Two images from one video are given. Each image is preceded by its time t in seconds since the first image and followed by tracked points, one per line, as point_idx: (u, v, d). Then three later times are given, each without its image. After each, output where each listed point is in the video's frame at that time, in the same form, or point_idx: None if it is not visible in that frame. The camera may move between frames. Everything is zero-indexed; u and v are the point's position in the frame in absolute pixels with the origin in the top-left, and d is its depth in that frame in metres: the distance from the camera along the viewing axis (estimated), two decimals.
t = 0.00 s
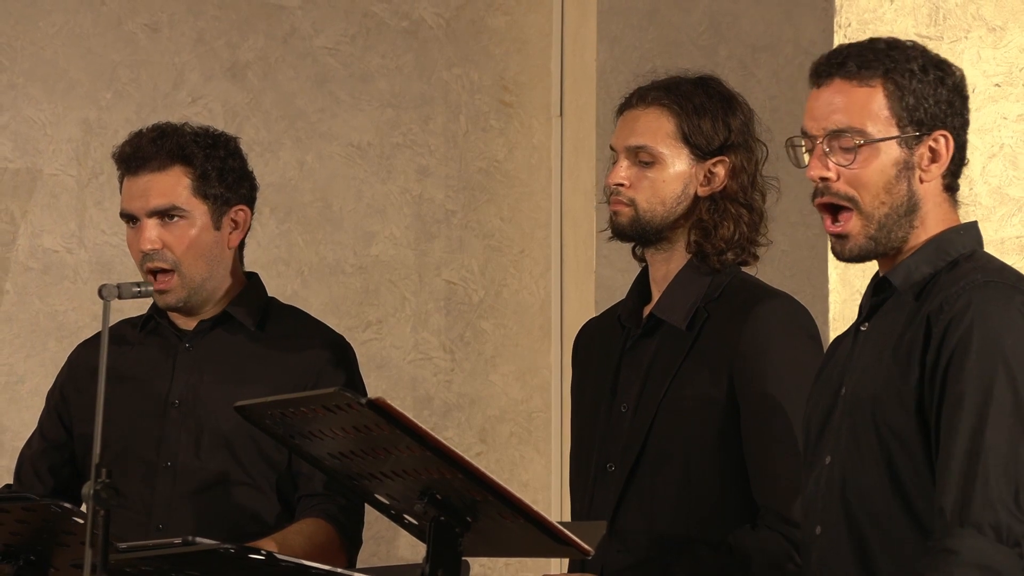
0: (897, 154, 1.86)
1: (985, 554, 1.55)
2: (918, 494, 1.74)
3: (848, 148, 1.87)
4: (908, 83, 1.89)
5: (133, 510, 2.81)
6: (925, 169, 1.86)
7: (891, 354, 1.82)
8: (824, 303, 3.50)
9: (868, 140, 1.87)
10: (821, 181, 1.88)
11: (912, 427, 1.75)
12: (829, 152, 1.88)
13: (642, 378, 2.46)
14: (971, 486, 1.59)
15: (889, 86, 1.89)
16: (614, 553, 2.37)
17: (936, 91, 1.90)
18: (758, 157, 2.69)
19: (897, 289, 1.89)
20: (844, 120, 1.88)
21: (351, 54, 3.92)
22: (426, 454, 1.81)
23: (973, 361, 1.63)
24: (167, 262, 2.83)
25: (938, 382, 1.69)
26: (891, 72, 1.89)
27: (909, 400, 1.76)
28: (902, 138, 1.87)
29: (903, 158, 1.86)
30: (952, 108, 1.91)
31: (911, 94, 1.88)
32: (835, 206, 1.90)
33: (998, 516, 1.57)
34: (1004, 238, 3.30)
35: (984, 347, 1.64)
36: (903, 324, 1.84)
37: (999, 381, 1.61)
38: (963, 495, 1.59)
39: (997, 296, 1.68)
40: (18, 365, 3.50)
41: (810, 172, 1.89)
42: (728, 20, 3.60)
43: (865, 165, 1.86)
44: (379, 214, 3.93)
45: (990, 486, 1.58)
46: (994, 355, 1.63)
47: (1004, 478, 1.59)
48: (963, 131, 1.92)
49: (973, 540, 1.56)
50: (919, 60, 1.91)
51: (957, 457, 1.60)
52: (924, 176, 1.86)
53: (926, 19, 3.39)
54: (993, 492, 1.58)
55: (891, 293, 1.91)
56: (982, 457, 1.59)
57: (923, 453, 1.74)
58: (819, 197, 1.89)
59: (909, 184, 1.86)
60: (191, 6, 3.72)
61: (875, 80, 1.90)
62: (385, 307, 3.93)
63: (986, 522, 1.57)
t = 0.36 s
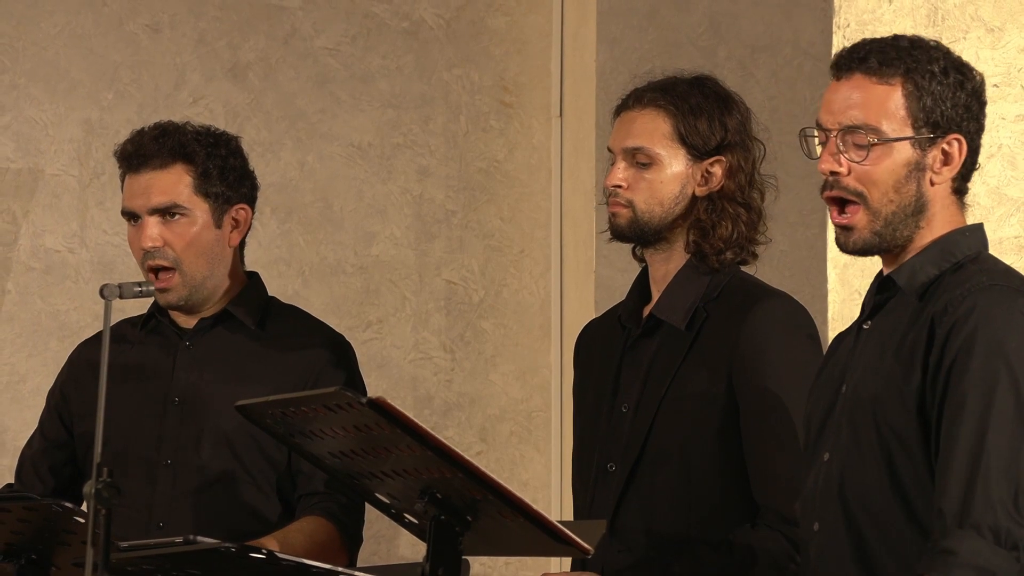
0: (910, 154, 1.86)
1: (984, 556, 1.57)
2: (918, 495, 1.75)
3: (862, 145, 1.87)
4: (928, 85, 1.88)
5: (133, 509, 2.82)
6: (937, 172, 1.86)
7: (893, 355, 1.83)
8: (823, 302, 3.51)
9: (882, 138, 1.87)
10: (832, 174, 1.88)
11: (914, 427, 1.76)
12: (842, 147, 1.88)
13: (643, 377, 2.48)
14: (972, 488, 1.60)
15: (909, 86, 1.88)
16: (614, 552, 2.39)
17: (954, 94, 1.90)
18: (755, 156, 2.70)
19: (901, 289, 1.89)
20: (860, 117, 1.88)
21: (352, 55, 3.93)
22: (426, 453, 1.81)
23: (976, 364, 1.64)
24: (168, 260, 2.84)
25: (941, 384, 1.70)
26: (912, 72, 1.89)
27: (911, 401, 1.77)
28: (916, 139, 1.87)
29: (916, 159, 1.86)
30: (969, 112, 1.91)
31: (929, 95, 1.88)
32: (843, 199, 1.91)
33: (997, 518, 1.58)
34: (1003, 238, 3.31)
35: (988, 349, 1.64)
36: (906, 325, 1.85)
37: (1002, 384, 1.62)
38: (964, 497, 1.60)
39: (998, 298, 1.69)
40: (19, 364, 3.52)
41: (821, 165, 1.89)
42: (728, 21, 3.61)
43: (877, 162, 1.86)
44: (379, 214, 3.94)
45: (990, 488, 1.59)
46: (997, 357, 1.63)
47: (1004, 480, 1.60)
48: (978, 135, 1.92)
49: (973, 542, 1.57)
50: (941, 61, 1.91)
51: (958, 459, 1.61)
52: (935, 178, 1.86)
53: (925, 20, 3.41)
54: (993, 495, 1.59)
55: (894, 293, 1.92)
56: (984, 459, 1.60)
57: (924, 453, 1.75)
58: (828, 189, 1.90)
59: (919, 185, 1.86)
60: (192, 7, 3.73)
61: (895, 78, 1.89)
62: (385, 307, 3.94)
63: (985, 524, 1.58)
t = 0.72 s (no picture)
0: (901, 155, 1.87)
1: (1001, 561, 1.56)
2: (913, 497, 1.76)
3: (852, 148, 1.88)
4: (916, 83, 1.90)
5: (135, 508, 2.83)
6: (930, 171, 1.87)
7: (886, 357, 1.83)
8: (822, 302, 3.52)
9: (873, 140, 1.88)
10: (825, 179, 1.90)
11: (907, 430, 1.77)
12: (833, 150, 1.89)
13: (646, 377, 2.49)
14: (981, 493, 1.60)
15: (897, 87, 1.90)
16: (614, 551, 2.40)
17: (944, 92, 1.91)
18: (756, 157, 2.71)
19: (894, 290, 1.90)
20: (850, 121, 1.90)
21: (352, 56, 3.94)
22: (427, 452, 1.82)
23: (972, 368, 1.65)
24: (171, 263, 2.85)
25: (935, 388, 1.71)
26: (899, 73, 1.91)
27: (903, 403, 1.77)
28: (907, 139, 1.88)
29: (907, 159, 1.87)
30: (959, 109, 1.92)
31: (919, 95, 1.89)
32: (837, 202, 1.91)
33: (1009, 521, 1.59)
34: (1002, 239, 3.31)
35: (983, 351, 1.65)
36: (898, 326, 1.85)
37: (1001, 385, 1.63)
38: (973, 503, 1.60)
39: (992, 301, 1.69)
40: (21, 364, 3.53)
41: (814, 171, 1.90)
42: (726, 22, 3.62)
43: (869, 164, 1.87)
44: (380, 214, 3.95)
45: (999, 491, 1.59)
46: (993, 358, 1.64)
47: (1013, 482, 1.60)
48: (970, 132, 1.93)
49: (989, 548, 1.57)
50: (929, 60, 1.92)
51: (965, 464, 1.62)
52: (928, 177, 1.87)
53: (924, 20, 3.41)
54: (1002, 498, 1.59)
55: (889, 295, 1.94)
56: (990, 463, 1.60)
57: (919, 455, 1.76)
58: (822, 193, 1.90)
59: (911, 185, 1.87)
60: (193, 7, 3.75)
61: (882, 80, 1.91)
62: (386, 307, 3.95)
63: (998, 528, 1.58)
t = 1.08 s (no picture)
0: (896, 150, 1.87)
1: (955, 558, 1.58)
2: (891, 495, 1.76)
3: (847, 141, 1.89)
4: (912, 79, 1.89)
5: (136, 507, 2.84)
6: (925, 166, 1.87)
7: (869, 353, 1.83)
8: (821, 302, 3.53)
9: (867, 134, 1.88)
10: (820, 172, 1.91)
11: (885, 428, 1.77)
12: (829, 144, 1.90)
13: (648, 376, 2.50)
14: (938, 490, 1.61)
15: (893, 82, 1.90)
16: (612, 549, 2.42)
17: (941, 88, 1.89)
18: (757, 157, 2.72)
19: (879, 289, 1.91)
20: (847, 113, 1.90)
21: (353, 56, 3.95)
22: (428, 452, 1.83)
23: (937, 367, 1.66)
24: (171, 261, 2.86)
25: (908, 385, 1.72)
26: (896, 68, 1.90)
27: (881, 401, 1.78)
28: (903, 134, 1.87)
29: (902, 154, 1.87)
30: (959, 106, 1.90)
31: (914, 91, 1.89)
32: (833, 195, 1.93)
33: (966, 519, 1.59)
34: (1000, 239, 3.33)
35: (949, 350, 1.66)
36: (883, 324, 1.85)
37: (964, 383, 1.63)
38: (930, 499, 1.62)
39: (960, 298, 1.70)
40: (23, 364, 3.54)
41: (809, 163, 1.91)
42: (726, 23, 3.64)
43: (863, 159, 1.88)
44: (381, 214, 3.96)
45: (957, 489, 1.60)
46: (959, 357, 1.65)
47: (972, 480, 1.60)
48: (969, 129, 1.91)
49: (943, 545, 1.59)
50: (927, 56, 1.90)
51: (925, 461, 1.63)
52: (923, 173, 1.87)
53: (923, 22, 3.41)
54: (961, 496, 1.60)
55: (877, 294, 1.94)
56: (949, 461, 1.61)
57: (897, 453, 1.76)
58: (817, 186, 1.92)
59: (907, 180, 1.87)
60: (195, 8, 3.76)
61: (879, 75, 1.90)
62: (387, 307, 3.97)
63: (954, 525, 1.59)
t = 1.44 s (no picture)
0: (884, 154, 1.88)
1: (934, 557, 1.59)
2: (878, 492, 1.77)
3: (834, 148, 1.90)
4: (896, 82, 1.90)
5: (137, 506, 2.85)
6: (915, 168, 1.88)
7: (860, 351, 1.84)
8: (820, 302, 3.53)
9: (854, 139, 1.89)
10: (809, 180, 1.92)
11: (873, 425, 1.79)
12: (816, 151, 1.91)
13: (647, 376, 2.51)
14: (919, 489, 1.63)
15: (875, 85, 1.91)
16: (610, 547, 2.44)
17: (925, 88, 1.90)
18: (759, 158, 2.73)
19: (874, 288, 1.93)
20: (833, 120, 1.91)
21: (353, 57, 3.96)
22: (428, 451, 1.85)
23: (924, 365, 1.67)
24: (173, 260, 2.87)
25: (895, 383, 1.73)
26: (879, 71, 1.91)
27: (869, 398, 1.79)
28: (889, 137, 1.89)
29: (890, 157, 1.88)
30: (944, 106, 1.91)
31: (898, 93, 1.90)
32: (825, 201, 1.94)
33: (947, 519, 1.61)
34: (998, 239, 3.34)
35: (936, 349, 1.67)
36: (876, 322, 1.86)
37: (949, 383, 1.65)
38: (911, 498, 1.64)
39: (948, 297, 1.71)
40: (25, 363, 3.55)
41: (798, 171, 1.92)
42: (725, 23, 3.64)
43: (851, 164, 1.89)
44: (381, 214, 3.97)
45: (940, 489, 1.61)
46: (945, 357, 1.66)
47: (954, 480, 1.62)
48: (958, 127, 1.92)
49: (922, 544, 1.60)
50: (909, 57, 1.91)
51: (908, 460, 1.65)
52: (914, 174, 1.88)
53: (921, 22, 3.41)
54: (942, 495, 1.61)
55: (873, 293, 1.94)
56: (932, 459, 1.62)
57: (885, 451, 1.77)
58: (808, 194, 1.93)
59: (897, 182, 1.88)
60: (196, 9, 3.77)
61: (861, 80, 1.92)
62: (387, 307, 3.98)
63: (935, 524, 1.61)
